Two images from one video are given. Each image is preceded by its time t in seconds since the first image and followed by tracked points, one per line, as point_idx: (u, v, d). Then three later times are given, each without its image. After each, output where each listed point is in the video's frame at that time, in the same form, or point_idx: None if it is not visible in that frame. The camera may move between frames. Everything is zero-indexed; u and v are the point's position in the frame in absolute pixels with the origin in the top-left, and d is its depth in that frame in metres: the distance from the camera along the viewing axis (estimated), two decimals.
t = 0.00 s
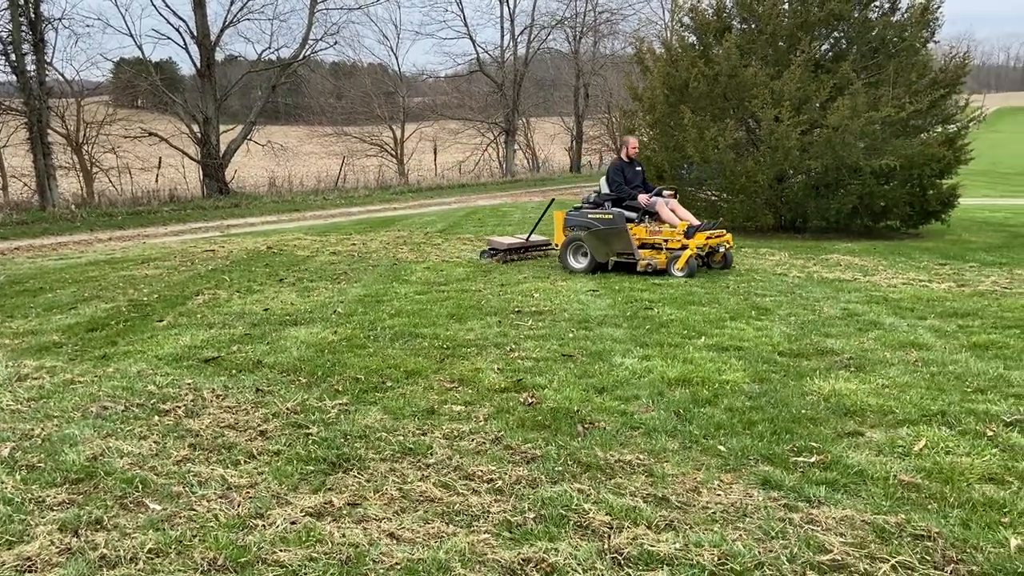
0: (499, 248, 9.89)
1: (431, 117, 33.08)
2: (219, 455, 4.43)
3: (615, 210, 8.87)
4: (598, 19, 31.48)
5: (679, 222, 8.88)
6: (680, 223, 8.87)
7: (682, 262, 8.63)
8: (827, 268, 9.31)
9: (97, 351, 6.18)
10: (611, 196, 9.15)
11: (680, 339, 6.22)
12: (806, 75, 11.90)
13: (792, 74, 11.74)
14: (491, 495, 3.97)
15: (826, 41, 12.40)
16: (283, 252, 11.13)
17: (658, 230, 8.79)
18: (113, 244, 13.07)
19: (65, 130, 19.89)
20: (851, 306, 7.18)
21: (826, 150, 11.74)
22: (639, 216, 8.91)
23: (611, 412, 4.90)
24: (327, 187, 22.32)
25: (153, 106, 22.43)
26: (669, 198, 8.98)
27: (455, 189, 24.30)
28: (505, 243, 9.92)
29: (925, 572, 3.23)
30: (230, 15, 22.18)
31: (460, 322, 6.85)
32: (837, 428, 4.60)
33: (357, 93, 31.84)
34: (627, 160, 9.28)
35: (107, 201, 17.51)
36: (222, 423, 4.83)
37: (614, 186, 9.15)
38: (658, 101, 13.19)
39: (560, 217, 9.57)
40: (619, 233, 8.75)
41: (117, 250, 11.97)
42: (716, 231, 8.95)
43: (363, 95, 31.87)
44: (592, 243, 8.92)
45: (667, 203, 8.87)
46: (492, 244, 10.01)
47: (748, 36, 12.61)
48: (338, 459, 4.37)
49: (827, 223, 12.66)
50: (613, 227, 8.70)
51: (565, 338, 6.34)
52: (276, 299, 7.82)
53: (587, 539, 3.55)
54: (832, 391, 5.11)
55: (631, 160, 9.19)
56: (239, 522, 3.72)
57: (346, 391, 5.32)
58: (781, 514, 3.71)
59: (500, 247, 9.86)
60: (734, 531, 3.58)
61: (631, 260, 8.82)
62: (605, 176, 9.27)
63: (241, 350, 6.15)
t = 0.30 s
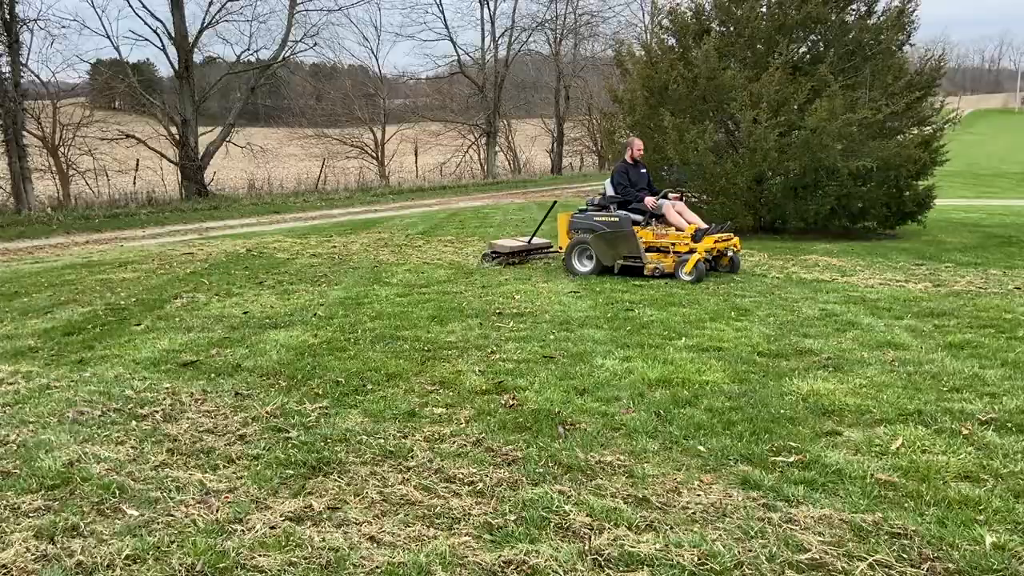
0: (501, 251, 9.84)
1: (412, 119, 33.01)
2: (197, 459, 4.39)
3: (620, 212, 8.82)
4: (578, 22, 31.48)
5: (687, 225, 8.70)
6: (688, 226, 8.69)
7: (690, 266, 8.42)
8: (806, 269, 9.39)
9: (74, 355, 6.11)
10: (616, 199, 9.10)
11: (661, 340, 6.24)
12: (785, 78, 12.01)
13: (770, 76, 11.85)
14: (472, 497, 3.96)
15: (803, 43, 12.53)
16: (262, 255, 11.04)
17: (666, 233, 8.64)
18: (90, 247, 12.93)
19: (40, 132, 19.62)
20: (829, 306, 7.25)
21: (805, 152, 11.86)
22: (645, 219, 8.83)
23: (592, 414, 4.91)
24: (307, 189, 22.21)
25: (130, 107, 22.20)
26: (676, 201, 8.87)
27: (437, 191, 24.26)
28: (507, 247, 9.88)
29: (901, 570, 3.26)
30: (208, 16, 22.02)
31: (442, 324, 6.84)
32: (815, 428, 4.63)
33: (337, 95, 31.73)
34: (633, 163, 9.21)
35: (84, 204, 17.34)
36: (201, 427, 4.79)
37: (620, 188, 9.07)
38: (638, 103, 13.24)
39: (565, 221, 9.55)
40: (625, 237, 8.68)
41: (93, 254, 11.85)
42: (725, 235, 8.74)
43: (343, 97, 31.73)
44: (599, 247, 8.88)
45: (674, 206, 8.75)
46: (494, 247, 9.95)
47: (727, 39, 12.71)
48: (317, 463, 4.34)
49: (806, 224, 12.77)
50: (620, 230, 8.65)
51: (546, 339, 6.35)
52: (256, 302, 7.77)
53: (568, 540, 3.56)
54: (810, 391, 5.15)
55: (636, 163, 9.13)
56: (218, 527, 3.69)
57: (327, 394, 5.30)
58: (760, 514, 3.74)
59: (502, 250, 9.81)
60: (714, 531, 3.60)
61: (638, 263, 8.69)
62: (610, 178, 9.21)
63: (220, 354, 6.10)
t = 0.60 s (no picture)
0: (502, 253, 9.86)
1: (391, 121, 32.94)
2: (174, 464, 4.35)
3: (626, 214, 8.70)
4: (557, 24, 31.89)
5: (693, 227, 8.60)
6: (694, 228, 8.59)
7: (696, 269, 8.35)
8: (784, 269, 9.47)
9: (48, 360, 6.03)
10: (622, 200, 8.96)
11: (640, 341, 6.27)
12: (762, 80, 12.12)
13: (748, 79, 11.95)
14: (452, 500, 3.96)
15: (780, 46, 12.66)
16: (241, 258, 10.97)
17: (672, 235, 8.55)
18: (65, 251, 12.78)
19: (14, 135, 19.25)
20: (806, 307, 7.32)
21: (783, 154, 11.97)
22: (651, 221, 8.72)
23: (571, 415, 4.92)
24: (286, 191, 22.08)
25: (105, 109, 21.94)
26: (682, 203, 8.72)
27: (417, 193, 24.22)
28: (508, 249, 9.90)
29: (876, 568, 3.30)
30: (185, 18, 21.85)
31: (421, 327, 6.83)
32: (792, 427, 4.67)
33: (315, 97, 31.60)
34: (639, 163, 9.06)
35: (59, 207, 17.13)
36: (178, 432, 4.75)
37: (626, 190, 8.93)
38: (617, 105, 13.30)
39: (570, 222, 9.46)
40: (631, 239, 8.58)
41: (68, 257, 11.70)
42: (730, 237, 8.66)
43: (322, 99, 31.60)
44: (604, 249, 8.80)
45: (681, 208, 8.62)
46: (496, 249, 9.98)
47: (705, 41, 12.80)
48: (296, 467, 4.32)
49: (785, 225, 12.89)
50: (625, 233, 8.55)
51: (526, 341, 6.36)
52: (234, 305, 7.71)
53: (547, 542, 3.56)
54: (788, 390, 5.20)
55: (643, 163, 8.97)
56: (195, 533, 3.65)
57: (305, 397, 5.27)
58: (738, 513, 3.76)
59: (504, 252, 9.83)
60: (692, 532, 3.62)
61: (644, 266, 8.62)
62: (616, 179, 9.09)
63: (197, 358, 6.05)
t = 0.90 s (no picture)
0: (504, 258, 9.62)
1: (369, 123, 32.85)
2: (149, 470, 4.30)
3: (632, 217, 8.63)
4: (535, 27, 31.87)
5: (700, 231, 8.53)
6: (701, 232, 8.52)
7: (704, 273, 8.29)
8: (760, 270, 9.56)
9: (20, 366, 5.94)
10: (627, 203, 8.91)
11: (618, 342, 6.30)
12: (738, 83, 12.23)
13: (724, 81, 12.05)
14: (430, 503, 3.95)
15: (754, 50, 12.78)
16: (217, 260, 10.87)
17: (679, 239, 8.47)
18: (38, 254, 12.60)
19: None
20: (782, 307, 7.40)
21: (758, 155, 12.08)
22: (657, 224, 8.64)
23: (550, 417, 4.93)
24: (264, 194, 21.91)
25: (79, 110, 21.59)
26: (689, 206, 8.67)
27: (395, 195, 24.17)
28: (510, 251, 9.66)
29: (851, 565, 3.33)
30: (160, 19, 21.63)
31: (400, 329, 6.81)
32: (769, 427, 4.72)
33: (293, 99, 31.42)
34: (644, 167, 9.04)
35: (32, 211, 16.89)
36: (153, 437, 4.70)
37: (631, 192, 8.88)
38: (596, 108, 13.35)
39: (572, 225, 9.37)
40: (638, 242, 8.49)
41: (41, 261, 11.54)
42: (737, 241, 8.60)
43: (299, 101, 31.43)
44: (609, 252, 8.71)
45: (687, 211, 8.57)
46: (496, 253, 9.72)
47: (681, 44, 12.89)
48: (273, 471, 4.29)
49: (762, 226, 13.00)
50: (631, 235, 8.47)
51: (505, 343, 6.36)
52: (211, 309, 7.64)
53: (526, 544, 3.56)
54: (764, 390, 5.25)
55: (648, 166, 8.95)
56: (171, 539, 3.61)
57: (283, 401, 5.23)
58: (716, 513, 3.79)
59: (505, 256, 9.60)
60: (670, 531, 3.64)
61: (651, 269, 8.52)
62: (620, 182, 9.05)
63: (173, 362, 5.99)
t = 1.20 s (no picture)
0: (505, 261, 9.45)
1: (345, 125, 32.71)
2: (120, 476, 4.24)
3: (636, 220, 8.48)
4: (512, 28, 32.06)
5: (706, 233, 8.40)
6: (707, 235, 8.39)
7: (711, 276, 8.18)
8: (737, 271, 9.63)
9: None
10: (630, 205, 8.73)
11: (595, 343, 6.32)
12: (713, 85, 12.33)
13: (699, 83, 12.14)
14: (407, 506, 3.93)
15: (729, 52, 12.90)
16: (191, 263, 10.78)
17: (685, 241, 8.34)
18: (7, 258, 12.41)
19: None
20: (757, 307, 7.47)
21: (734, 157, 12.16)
22: (662, 226, 8.50)
23: (528, 418, 4.93)
24: (239, 196, 21.73)
25: (50, 111, 21.26)
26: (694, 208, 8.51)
27: (372, 197, 24.08)
28: (510, 255, 9.50)
29: (824, 562, 3.37)
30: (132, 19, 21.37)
31: (377, 331, 6.78)
32: (744, 426, 4.76)
33: (268, 100, 31.19)
34: (647, 168, 8.84)
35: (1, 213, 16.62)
36: (125, 443, 4.63)
37: (634, 194, 8.69)
38: (572, 109, 13.39)
39: (574, 227, 9.23)
40: (644, 245, 8.36)
41: (10, 265, 11.36)
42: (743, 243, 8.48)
43: (275, 102, 31.19)
44: (614, 256, 8.57)
45: (692, 213, 8.42)
46: (497, 256, 9.53)
47: (657, 46, 12.97)
48: (248, 476, 4.24)
49: (739, 228, 13.11)
50: (636, 238, 8.33)
51: (482, 345, 6.35)
52: (184, 312, 7.56)
53: (503, 545, 3.56)
54: (739, 390, 5.29)
55: (651, 167, 8.76)
56: (143, 546, 3.57)
57: (258, 405, 5.19)
58: (692, 512, 3.81)
59: (507, 259, 9.42)
60: (647, 531, 3.65)
61: (658, 273, 8.40)
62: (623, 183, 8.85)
63: (145, 366, 5.92)
